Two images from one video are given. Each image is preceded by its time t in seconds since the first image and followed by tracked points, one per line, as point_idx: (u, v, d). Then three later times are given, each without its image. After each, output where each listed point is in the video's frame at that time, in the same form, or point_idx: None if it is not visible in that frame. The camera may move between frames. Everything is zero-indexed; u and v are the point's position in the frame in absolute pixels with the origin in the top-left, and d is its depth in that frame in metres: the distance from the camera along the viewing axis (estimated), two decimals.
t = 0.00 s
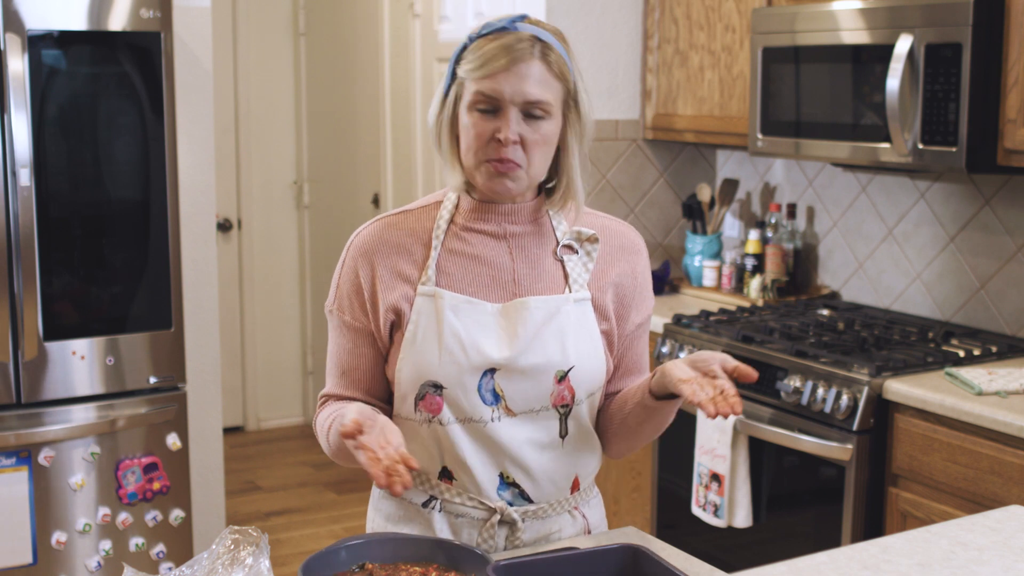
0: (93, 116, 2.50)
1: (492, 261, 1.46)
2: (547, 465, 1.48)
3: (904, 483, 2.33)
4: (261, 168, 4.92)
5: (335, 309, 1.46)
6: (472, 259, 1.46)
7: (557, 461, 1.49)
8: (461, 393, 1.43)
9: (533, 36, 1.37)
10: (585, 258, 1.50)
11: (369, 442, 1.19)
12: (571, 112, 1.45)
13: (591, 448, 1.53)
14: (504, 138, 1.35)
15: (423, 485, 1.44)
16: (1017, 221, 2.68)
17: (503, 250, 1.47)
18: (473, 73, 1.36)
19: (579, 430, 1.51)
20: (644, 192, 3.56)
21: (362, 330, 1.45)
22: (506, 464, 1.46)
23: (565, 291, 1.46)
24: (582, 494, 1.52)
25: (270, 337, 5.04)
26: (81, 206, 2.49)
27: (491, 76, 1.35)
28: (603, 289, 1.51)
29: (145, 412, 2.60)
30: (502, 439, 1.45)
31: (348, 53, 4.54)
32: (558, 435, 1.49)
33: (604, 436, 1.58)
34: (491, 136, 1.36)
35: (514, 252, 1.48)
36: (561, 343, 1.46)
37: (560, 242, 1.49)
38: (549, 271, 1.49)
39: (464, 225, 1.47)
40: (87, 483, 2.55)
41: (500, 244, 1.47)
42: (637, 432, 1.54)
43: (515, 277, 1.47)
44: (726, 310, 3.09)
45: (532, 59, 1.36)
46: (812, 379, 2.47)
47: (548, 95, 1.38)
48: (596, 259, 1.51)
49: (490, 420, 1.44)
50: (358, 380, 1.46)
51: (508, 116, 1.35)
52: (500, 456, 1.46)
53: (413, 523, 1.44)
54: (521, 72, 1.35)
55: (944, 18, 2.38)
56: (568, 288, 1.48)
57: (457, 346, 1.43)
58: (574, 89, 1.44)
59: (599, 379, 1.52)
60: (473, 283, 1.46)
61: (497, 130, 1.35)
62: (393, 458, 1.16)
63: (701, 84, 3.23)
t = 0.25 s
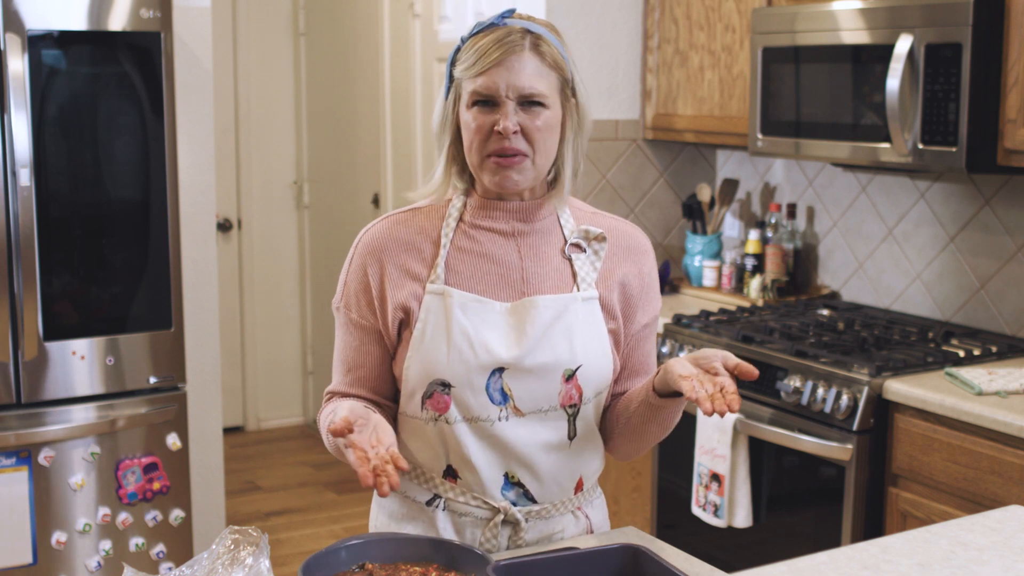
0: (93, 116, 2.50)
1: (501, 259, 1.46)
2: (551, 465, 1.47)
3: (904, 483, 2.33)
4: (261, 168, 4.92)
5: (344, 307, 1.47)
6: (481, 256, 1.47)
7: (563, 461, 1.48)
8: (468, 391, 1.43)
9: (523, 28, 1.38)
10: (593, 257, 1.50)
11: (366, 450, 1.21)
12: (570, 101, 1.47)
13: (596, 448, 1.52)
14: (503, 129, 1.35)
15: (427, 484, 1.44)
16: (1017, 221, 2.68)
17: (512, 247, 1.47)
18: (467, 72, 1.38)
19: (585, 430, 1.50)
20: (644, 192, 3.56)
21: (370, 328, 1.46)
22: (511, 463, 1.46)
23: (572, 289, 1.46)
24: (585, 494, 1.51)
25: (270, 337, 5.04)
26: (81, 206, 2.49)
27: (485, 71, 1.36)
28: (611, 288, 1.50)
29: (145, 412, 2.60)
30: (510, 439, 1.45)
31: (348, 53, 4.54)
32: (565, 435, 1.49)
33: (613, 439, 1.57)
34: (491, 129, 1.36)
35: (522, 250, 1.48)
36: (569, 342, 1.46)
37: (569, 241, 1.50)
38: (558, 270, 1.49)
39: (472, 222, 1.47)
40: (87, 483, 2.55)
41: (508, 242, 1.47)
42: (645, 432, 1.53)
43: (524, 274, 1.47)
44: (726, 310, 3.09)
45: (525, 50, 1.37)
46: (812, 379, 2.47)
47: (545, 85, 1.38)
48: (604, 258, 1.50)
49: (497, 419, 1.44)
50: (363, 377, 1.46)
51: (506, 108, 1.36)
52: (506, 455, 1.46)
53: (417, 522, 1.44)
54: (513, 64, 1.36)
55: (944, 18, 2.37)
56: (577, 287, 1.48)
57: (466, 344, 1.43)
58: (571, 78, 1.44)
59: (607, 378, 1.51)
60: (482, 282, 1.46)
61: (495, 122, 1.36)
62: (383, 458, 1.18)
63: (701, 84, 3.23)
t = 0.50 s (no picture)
0: (93, 116, 2.50)
1: (507, 264, 1.46)
2: (559, 468, 1.47)
3: (904, 483, 2.33)
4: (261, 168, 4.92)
5: (349, 314, 1.47)
6: (487, 261, 1.46)
7: (570, 463, 1.48)
8: (476, 399, 1.43)
9: (519, 30, 1.38)
10: (598, 259, 1.50)
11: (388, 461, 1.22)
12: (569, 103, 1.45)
13: (602, 447, 1.53)
14: (497, 132, 1.34)
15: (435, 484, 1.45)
16: (1017, 221, 2.68)
17: (517, 252, 1.47)
18: (463, 74, 1.38)
19: (592, 433, 1.51)
20: (644, 192, 3.56)
21: (376, 335, 1.46)
22: (519, 466, 1.46)
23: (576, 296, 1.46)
24: (593, 496, 1.51)
25: (270, 337, 5.04)
26: (81, 206, 2.49)
27: (480, 73, 1.36)
28: (616, 290, 1.50)
29: (145, 412, 2.60)
30: (518, 443, 1.45)
31: (348, 54, 4.54)
32: (573, 438, 1.49)
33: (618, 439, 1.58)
34: (485, 131, 1.36)
35: (528, 254, 1.47)
36: (576, 347, 1.46)
37: (574, 244, 1.49)
38: (564, 273, 1.48)
39: (475, 228, 1.47)
40: (87, 483, 2.55)
41: (514, 246, 1.47)
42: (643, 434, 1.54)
43: (530, 279, 1.47)
44: (726, 310, 3.09)
45: (521, 52, 1.36)
46: (812, 379, 2.47)
47: (540, 87, 1.37)
48: (609, 259, 1.50)
49: (505, 425, 1.44)
50: (371, 385, 1.47)
51: (499, 111, 1.36)
52: (514, 460, 1.46)
53: (423, 522, 1.45)
54: (509, 66, 1.36)
55: (944, 18, 2.38)
56: (582, 291, 1.48)
57: (472, 351, 1.43)
58: (568, 81, 1.43)
59: (613, 381, 1.51)
60: (489, 287, 1.46)
61: (489, 124, 1.35)
62: (407, 471, 1.19)
63: (701, 84, 3.23)
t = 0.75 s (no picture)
0: (93, 116, 2.50)
1: (507, 267, 1.46)
2: (562, 470, 1.47)
3: (904, 483, 2.33)
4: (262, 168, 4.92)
5: (350, 319, 1.47)
6: (487, 265, 1.46)
7: (571, 466, 1.48)
8: (476, 403, 1.44)
9: (521, 38, 1.36)
10: (598, 261, 1.50)
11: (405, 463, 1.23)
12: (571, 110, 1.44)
13: (604, 449, 1.52)
14: (499, 144, 1.34)
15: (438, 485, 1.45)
16: (1017, 221, 2.68)
17: (517, 255, 1.47)
18: (464, 81, 1.36)
19: (594, 435, 1.51)
20: (644, 192, 3.56)
21: (377, 339, 1.46)
22: (522, 469, 1.46)
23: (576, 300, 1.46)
24: (597, 498, 1.50)
25: (270, 337, 5.04)
26: (81, 206, 2.49)
27: (482, 82, 1.35)
28: (617, 291, 1.50)
29: (145, 412, 2.60)
30: (520, 447, 1.45)
31: (348, 54, 4.54)
32: (575, 441, 1.49)
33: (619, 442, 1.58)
34: (487, 142, 1.35)
35: (527, 257, 1.47)
36: (577, 350, 1.47)
37: (573, 246, 1.49)
38: (564, 275, 1.48)
39: (474, 232, 1.47)
40: (87, 483, 2.55)
41: (513, 250, 1.47)
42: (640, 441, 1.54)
43: (530, 282, 1.46)
44: (726, 310, 3.09)
45: (523, 61, 1.35)
46: (812, 379, 2.47)
47: (543, 96, 1.37)
48: (609, 261, 1.50)
49: (506, 429, 1.45)
50: (372, 389, 1.47)
51: (502, 121, 1.35)
52: (516, 464, 1.46)
53: (425, 522, 1.44)
54: (512, 75, 1.34)
55: (944, 18, 2.37)
56: (582, 293, 1.48)
57: (473, 356, 1.43)
58: (571, 85, 1.42)
59: (615, 382, 1.51)
60: (489, 291, 1.46)
61: (491, 135, 1.35)
62: (427, 473, 1.20)
63: (701, 84, 3.23)
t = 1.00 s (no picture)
0: (93, 116, 2.50)
1: (504, 267, 1.46)
2: (561, 469, 1.47)
3: (904, 483, 2.33)
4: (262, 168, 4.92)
5: (347, 320, 1.47)
6: (484, 264, 1.46)
7: (569, 464, 1.48)
8: (474, 401, 1.44)
9: (524, 47, 1.35)
10: (596, 260, 1.50)
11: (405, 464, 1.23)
12: (571, 114, 1.44)
13: (604, 449, 1.52)
14: (505, 156, 1.34)
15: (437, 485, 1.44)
16: (1017, 221, 2.68)
17: (514, 254, 1.47)
18: (466, 91, 1.35)
19: (593, 434, 1.50)
20: (644, 192, 3.56)
21: (374, 339, 1.46)
22: (521, 468, 1.46)
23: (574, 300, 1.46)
24: (596, 498, 1.50)
25: (270, 337, 5.04)
26: (81, 206, 2.49)
27: (486, 94, 1.33)
28: (615, 290, 1.50)
29: (145, 413, 2.60)
30: (518, 446, 1.45)
31: (348, 54, 4.54)
32: (573, 440, 1.49)
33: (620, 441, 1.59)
34: (493, 154, 1.35)
35: (524, 257, 1.47)
36: (575, 349, 1.47)
37: (570, 245, 1.49)
38: (561, 274, 1.48)
39: (471, 232, 1.46)
40: (87, 483, 2.55)
41: (510, 249, 1.47)
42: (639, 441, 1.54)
43: (527, 282, 1.47)
44: (726, 310, 3.09)
45: (527, 71, 1.34)
46: (812, 379, 2.47)
47: (547, 105, 1.36)
48: (607, 260, 1.50)
49: (505, 428, 1.45)
50: (369, 389, 1.47)
51: (507, 133, 1.34)
52: (515, 463, 1.46)
53: (425, 522, 1.44)
54: (517, 87, 1.33)
55: (944, 18, 2.37)
56: (580, 292, 1.48)
57: (470, 354, 1.44)
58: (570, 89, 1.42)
59: (614, 381, 1.51)
60: (486, 290, 1.46)
61: (497, 147, 1.34)
62: (425, 474, 1.21)
63: (701, 84, 3.23)
